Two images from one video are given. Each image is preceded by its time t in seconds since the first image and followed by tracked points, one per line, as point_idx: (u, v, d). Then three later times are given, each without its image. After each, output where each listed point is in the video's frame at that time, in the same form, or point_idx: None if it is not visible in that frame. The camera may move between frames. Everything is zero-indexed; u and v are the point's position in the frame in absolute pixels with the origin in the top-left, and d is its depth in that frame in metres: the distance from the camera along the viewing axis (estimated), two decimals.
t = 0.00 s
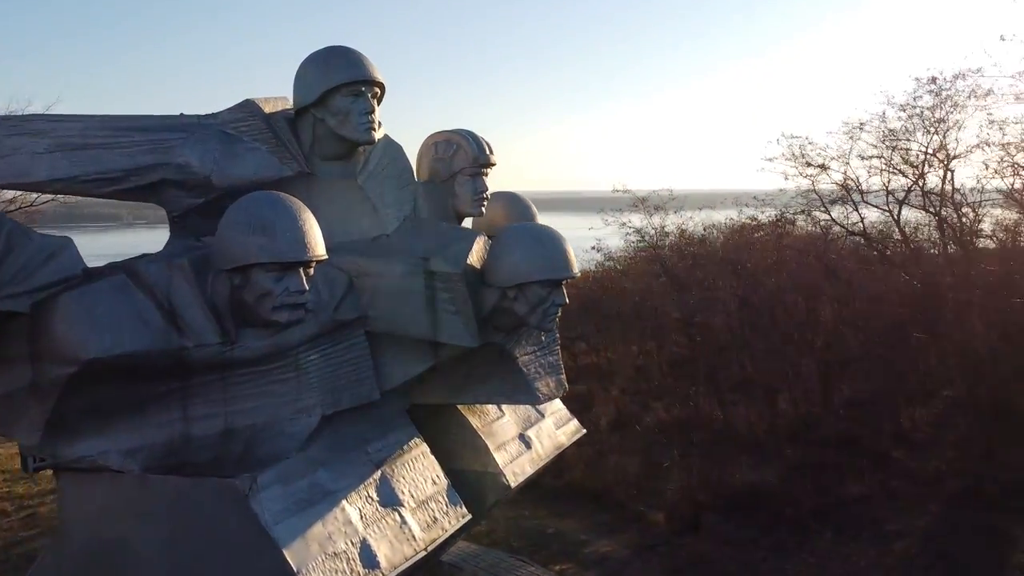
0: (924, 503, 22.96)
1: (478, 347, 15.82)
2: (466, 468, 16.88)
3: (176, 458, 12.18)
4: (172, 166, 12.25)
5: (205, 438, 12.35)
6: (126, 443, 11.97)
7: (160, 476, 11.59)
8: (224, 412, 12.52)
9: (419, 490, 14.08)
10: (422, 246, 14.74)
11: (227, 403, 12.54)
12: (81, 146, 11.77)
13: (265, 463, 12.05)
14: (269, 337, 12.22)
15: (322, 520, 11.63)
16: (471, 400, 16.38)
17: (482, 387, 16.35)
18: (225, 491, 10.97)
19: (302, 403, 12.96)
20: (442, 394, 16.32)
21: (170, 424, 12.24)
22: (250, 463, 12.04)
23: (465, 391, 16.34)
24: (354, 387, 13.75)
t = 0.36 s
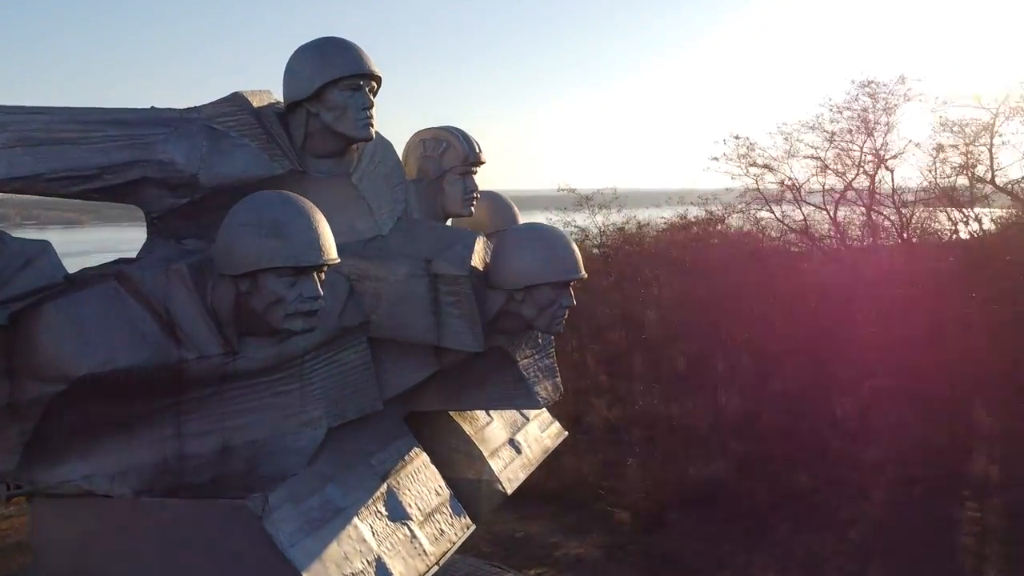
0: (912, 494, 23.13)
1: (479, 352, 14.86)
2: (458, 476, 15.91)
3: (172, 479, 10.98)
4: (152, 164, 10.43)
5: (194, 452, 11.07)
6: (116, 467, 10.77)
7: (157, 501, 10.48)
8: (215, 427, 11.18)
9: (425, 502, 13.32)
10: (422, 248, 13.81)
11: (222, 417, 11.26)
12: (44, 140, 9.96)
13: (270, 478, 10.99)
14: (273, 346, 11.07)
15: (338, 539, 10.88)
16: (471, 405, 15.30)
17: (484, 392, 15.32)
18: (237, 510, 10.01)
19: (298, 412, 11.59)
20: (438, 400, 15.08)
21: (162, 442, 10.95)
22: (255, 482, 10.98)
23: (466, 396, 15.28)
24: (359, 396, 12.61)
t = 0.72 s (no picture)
0: (903, 484, 23.09)
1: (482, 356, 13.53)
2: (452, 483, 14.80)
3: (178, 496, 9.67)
4: (138, 161, 9.41)
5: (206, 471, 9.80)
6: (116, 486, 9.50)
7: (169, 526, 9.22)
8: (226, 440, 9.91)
9: (435, 509, 12.21)
10: (424, 250, 12.70)
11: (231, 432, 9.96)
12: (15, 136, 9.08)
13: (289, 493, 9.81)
14: (288, 353, 9.84)
15: (358, 555, 9.93)
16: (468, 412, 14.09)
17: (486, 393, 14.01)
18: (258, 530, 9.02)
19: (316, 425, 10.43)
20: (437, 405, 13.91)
21: (162, 460, 9.68)
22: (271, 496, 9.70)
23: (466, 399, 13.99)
24: (369, 404, 11.38)
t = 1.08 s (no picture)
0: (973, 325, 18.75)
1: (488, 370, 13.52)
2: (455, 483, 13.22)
3: (187, 499, 8.29)
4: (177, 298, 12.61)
5: (217, 483, 8.54)
6: (118, 497, 8.23)
7: (183, 520, 7.77)
8: (240, 459, 8.85)
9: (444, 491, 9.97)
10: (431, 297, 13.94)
11: (244, 449, 9.05)
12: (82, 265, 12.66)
13: (324, 486, 8.57)
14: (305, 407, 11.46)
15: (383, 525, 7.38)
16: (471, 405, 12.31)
17: (490, 393, 12.73)
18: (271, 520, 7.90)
19: (341, 437, 9.60)
20: (436, 405, 11.76)
21: (169, 481, 8.51)
22: (303, 492, 8.49)
23: (466, 400, 12.09)
24: (383, 414, 11.25)
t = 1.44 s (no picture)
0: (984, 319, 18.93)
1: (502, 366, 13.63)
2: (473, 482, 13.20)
3: (213, 499, 8.28)
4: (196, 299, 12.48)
5: (242, 483, 8.55)
6: (144, 496, 8.23)
7: (209, 521, 7.74)
8: (263, 458, 8.85)
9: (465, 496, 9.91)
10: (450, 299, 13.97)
11: (267, 449, 9.04)
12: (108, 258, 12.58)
13: (349, 486, 8.56)
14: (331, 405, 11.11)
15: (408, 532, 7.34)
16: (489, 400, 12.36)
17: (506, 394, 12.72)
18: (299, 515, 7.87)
19: (361, 436, 9.57)
20: (454, 405, 11.74)
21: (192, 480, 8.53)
22: (329, 491, 8.49)
23: (483, 401, 12.01)
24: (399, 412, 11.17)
